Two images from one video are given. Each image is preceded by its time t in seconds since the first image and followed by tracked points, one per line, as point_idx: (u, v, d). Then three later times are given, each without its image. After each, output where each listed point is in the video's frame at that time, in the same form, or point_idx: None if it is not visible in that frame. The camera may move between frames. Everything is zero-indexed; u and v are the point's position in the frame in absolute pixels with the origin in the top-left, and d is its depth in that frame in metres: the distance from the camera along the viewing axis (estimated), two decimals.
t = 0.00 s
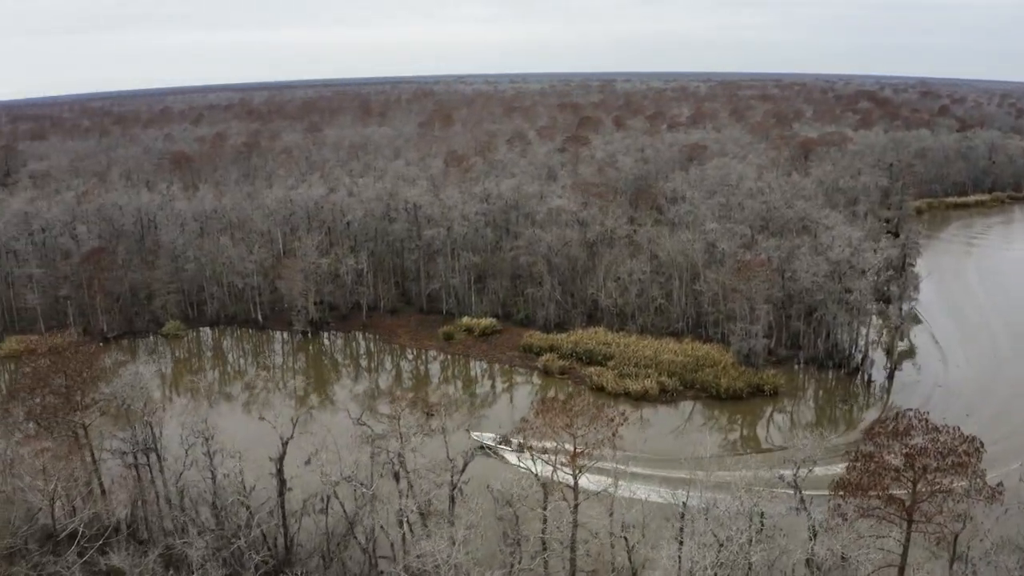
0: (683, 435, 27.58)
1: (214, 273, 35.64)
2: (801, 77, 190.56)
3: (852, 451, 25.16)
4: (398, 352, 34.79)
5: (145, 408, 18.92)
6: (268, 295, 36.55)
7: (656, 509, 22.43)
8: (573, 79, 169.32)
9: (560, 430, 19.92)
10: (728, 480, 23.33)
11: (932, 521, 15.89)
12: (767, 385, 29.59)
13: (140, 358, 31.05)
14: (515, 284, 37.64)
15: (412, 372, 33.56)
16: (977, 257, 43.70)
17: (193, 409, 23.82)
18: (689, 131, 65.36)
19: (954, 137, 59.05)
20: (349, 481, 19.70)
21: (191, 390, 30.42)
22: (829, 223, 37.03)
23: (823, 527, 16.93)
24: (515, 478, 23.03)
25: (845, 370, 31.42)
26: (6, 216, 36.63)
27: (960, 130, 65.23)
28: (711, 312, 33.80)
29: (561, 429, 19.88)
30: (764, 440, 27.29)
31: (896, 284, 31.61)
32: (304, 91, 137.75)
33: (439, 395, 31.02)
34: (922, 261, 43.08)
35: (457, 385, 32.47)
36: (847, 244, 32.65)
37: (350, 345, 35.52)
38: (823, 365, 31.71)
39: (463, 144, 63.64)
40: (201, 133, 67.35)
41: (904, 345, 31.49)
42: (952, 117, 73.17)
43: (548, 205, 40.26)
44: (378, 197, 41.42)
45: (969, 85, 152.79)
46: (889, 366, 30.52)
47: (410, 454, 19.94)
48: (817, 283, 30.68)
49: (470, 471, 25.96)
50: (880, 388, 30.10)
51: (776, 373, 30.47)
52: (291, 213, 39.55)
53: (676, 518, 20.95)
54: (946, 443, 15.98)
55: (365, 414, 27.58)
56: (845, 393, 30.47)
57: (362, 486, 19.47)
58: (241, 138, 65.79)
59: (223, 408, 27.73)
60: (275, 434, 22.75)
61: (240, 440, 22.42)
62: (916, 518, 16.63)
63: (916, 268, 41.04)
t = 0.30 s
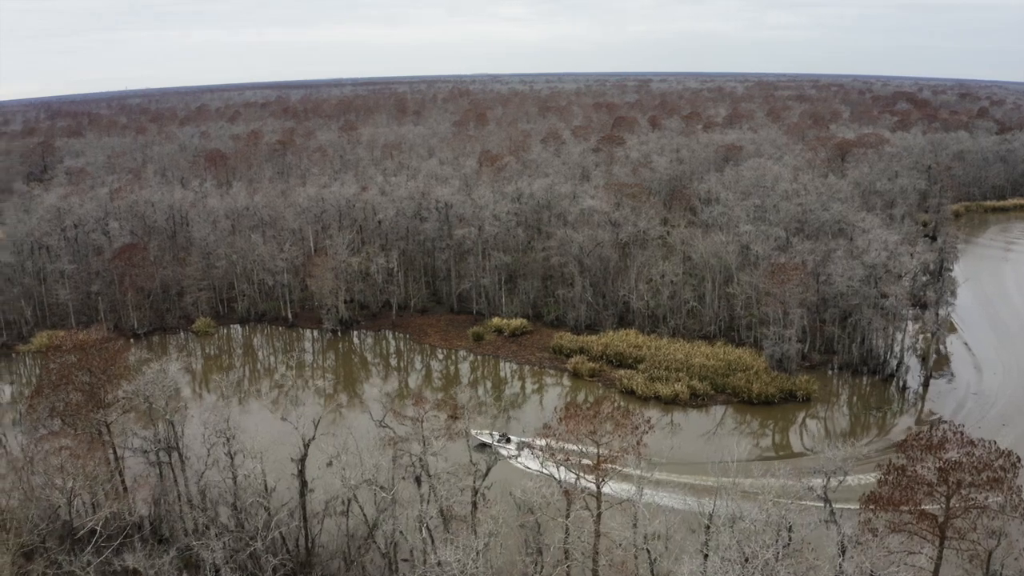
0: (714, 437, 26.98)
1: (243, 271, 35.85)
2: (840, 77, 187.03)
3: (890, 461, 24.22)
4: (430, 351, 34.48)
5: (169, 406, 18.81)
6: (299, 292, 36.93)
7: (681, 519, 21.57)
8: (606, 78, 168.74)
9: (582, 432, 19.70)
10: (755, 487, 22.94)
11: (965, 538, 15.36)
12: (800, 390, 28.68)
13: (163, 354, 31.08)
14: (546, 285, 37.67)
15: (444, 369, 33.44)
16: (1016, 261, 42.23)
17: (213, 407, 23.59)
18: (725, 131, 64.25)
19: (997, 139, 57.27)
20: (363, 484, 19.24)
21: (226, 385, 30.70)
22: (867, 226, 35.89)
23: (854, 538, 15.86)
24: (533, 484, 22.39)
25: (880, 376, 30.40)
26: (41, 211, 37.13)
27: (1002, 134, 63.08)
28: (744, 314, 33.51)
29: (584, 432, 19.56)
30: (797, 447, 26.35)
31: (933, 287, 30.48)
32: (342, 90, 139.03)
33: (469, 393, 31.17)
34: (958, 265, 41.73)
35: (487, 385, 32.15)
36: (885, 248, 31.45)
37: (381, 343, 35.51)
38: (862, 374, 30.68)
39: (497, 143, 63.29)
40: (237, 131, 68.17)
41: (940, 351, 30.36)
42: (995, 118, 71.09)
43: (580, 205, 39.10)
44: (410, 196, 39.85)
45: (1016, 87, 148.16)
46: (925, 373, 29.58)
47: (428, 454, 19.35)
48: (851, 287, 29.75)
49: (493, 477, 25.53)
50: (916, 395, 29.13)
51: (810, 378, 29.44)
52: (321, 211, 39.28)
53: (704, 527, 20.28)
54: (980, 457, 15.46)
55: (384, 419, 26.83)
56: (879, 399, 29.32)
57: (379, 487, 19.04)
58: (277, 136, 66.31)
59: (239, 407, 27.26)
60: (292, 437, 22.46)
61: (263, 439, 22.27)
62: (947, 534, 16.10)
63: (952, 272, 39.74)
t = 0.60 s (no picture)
0: (747, 442, 26.50)
1: (274, 269, 36.02)
2: (881, 78, 182.86)
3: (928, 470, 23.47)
4: (460, 352, 34.21)
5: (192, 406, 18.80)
6: (329, 291, 36.96)
7: (709, 529, 21.04)
8: (641, 80, 167.60)
9: (606, 441, 19.15)
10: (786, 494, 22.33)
11: (1000, 558, 14.61)
12: (833, 396, 27.87)
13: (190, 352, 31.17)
14: (577, 286, 36.87)
15: (473, 369, 33.31)
16: None
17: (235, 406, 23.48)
18: (762, 132, 63.01)
19: None
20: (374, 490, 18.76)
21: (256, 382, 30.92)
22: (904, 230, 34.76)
23: (884, 555, 15.00)
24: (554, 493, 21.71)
25: (915, 383, 29.22)
26: (75, 207, 37.64)
27: None
28: (778, 319, 32.19)
29: (608, 442, 18.97)
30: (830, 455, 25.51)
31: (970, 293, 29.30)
32: (378, 89, 140.14)
33: (497, 396, 31.14)
34: (996, 269, 40.34)
35: (516, 387, 31.92)
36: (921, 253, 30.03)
37: (411, 343, 35.44)
38: (904, 384, 29.47)
39: (530, 143, 62.93)
40: (273, 129, 68.90)
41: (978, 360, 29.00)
42: None
43: (614, 207, 37.64)
44: (443, 196, 39.93)
45: None
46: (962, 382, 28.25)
47: (447, 459, 18.86)
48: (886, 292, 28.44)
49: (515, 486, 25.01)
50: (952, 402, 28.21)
51: (844, 384, 28.56)
52: (352, 210, 38.80)
53: (728, 540, 19.47)
54: (1018, 472, 14.70)
55: (406, 419, 26.71)
56: (916, 407, 28.58)
57: (397, 488, 18.73)
58: (312, 134, 66.93)
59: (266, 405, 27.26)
60: (314, 437, 22.23)
61: (285, 440, 22.09)
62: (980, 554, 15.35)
63: (989, 276, 38.40)
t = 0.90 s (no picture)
0: (777, 447, 25.87)
1: (304, 267, 36.21)
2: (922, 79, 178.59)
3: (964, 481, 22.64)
4: (489, 352, 34.08)
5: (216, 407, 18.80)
6: (358, 290, 37.00)
7: (734, 540, 20.35)
8: (674, 81, 166.83)
9: (629, 448, 18.35)
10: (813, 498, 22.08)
11: None
12: (866, 403, 27.02)
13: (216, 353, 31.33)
14: (608, 288, 36.43)
15: (502, 371, 33.10)
16: None
17: (258, 405, 23.49)
18: (797, 133, 61.69)
19: None
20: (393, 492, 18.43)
21: (285, 381, 31.03)
22: (941, 233, 33.70)
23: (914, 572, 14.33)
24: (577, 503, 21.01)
25: (950, 391, 28.40)
26: (107, 204, 38.10)
27: None
28: (811, 323, 31.37)
29: (632, 450, 18.15)
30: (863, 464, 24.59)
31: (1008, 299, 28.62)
32: (412, 87, 140.92)
33: (527, 396, 30.84)
34: None
35: (545, 388, 31.48)
36: (960, 257, 29.38)
37: (440, 343, 35.36)
38: (944, 396, 28.41)
39: (563, 142, 62.43)
40: (307, 127, 69.50)
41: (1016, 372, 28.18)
42: None
43: (646, 207, 37.35)
44: (473, 195, 39.69)
45: None
46: (998, 389, 27.61)
47: (469, 462, 18.39)
48: (923, 297, 27.81)
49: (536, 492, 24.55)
50: (986, 409, 27.52)
51: (877, 391, 27.73)
52: (383, 209, 38.75)
53: (756, 555, 18.59)
54: None
55: (430, 424, 26.31)
56: (951, 414, 27.63)
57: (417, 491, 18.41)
58: (345, 132, 67.37)
59: (296, 403, 27.63)
60: (336, 440, 22.06)
61: (306, 441, 21.94)
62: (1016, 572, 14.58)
63: None
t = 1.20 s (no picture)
0: (809, 453, 25.14)
1: (334, 266, 36.30)
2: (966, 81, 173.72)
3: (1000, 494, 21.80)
4: (519, 352, 33.85)
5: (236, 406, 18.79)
6: (388, 290, 36.88)
7: (760, 554, 19.40)
8: (708, 84, 164.97)
9: (656, 458, 17.56)
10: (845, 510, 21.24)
11: None
12: (901, 410, 26.22)
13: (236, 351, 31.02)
14: (639, 290, 35.83)
15: (531, 372, 32.74)
16: None
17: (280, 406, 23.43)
18: (833, 135, 60.33)
19: None
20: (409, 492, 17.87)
21: (312, 381, 31.00)
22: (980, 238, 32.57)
23: None
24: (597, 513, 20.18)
25: (986, 400, 27.41)
26: (140, 202, 38.56)
27: None
28: (845, 329, 30.51)
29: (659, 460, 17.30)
30: (895, 473, 23.69)
31: None
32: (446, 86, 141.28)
33: (558, 398, 30.45)
34: None
35: (575, 390, 31.13)
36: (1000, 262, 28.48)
37: (469, 343, 35.05)
38: (983, 407, 27.38)
39: (598, 142, 61.86)
40: (342, 125, 70.14)
41: None
42: None
43: (680, 207, 37.24)
44: (505, 195, 39.67)
45: None
46: None
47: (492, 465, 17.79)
48: (959, 303, 27.18)
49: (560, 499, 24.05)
50: None
51: (912, 398, 26.89)
52: (413, 208, 38.65)
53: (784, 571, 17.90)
54: None
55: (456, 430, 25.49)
56: (987, 423, 26.60)
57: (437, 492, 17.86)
58: (379, 130, 67.64)
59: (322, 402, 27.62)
60: (359, 441, 22.00)
61: (327, 443, 21.83)
62: None
63: None
